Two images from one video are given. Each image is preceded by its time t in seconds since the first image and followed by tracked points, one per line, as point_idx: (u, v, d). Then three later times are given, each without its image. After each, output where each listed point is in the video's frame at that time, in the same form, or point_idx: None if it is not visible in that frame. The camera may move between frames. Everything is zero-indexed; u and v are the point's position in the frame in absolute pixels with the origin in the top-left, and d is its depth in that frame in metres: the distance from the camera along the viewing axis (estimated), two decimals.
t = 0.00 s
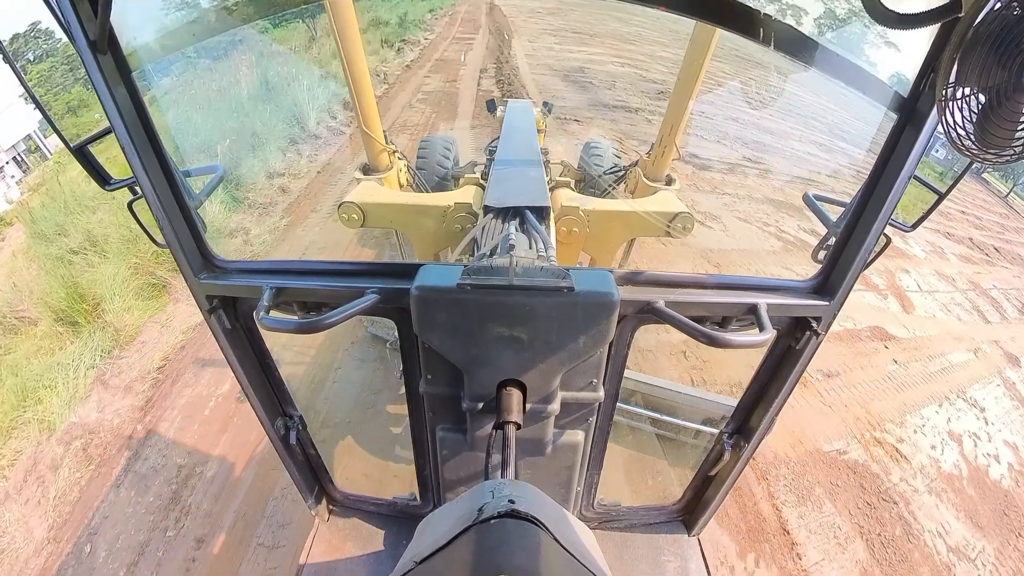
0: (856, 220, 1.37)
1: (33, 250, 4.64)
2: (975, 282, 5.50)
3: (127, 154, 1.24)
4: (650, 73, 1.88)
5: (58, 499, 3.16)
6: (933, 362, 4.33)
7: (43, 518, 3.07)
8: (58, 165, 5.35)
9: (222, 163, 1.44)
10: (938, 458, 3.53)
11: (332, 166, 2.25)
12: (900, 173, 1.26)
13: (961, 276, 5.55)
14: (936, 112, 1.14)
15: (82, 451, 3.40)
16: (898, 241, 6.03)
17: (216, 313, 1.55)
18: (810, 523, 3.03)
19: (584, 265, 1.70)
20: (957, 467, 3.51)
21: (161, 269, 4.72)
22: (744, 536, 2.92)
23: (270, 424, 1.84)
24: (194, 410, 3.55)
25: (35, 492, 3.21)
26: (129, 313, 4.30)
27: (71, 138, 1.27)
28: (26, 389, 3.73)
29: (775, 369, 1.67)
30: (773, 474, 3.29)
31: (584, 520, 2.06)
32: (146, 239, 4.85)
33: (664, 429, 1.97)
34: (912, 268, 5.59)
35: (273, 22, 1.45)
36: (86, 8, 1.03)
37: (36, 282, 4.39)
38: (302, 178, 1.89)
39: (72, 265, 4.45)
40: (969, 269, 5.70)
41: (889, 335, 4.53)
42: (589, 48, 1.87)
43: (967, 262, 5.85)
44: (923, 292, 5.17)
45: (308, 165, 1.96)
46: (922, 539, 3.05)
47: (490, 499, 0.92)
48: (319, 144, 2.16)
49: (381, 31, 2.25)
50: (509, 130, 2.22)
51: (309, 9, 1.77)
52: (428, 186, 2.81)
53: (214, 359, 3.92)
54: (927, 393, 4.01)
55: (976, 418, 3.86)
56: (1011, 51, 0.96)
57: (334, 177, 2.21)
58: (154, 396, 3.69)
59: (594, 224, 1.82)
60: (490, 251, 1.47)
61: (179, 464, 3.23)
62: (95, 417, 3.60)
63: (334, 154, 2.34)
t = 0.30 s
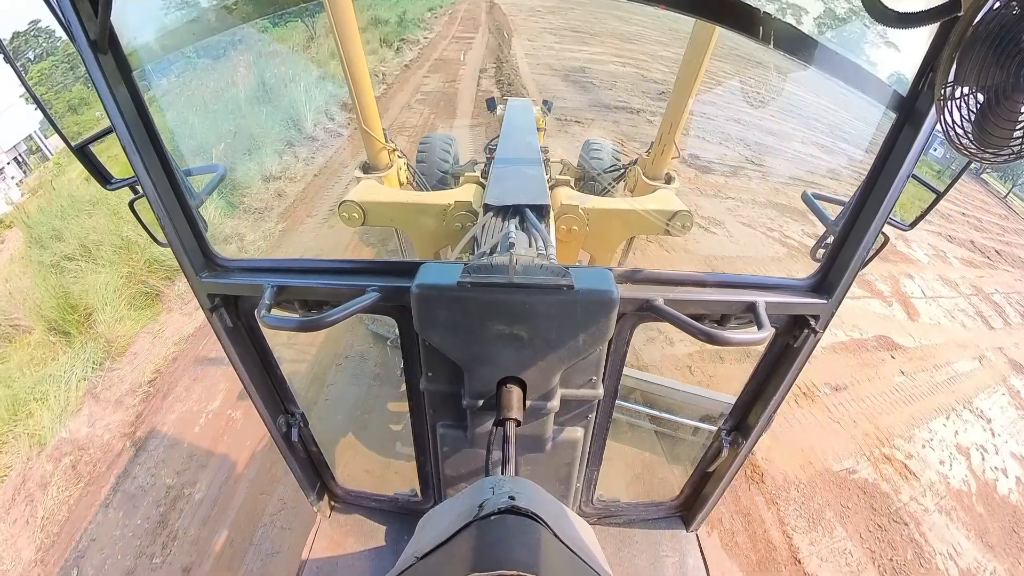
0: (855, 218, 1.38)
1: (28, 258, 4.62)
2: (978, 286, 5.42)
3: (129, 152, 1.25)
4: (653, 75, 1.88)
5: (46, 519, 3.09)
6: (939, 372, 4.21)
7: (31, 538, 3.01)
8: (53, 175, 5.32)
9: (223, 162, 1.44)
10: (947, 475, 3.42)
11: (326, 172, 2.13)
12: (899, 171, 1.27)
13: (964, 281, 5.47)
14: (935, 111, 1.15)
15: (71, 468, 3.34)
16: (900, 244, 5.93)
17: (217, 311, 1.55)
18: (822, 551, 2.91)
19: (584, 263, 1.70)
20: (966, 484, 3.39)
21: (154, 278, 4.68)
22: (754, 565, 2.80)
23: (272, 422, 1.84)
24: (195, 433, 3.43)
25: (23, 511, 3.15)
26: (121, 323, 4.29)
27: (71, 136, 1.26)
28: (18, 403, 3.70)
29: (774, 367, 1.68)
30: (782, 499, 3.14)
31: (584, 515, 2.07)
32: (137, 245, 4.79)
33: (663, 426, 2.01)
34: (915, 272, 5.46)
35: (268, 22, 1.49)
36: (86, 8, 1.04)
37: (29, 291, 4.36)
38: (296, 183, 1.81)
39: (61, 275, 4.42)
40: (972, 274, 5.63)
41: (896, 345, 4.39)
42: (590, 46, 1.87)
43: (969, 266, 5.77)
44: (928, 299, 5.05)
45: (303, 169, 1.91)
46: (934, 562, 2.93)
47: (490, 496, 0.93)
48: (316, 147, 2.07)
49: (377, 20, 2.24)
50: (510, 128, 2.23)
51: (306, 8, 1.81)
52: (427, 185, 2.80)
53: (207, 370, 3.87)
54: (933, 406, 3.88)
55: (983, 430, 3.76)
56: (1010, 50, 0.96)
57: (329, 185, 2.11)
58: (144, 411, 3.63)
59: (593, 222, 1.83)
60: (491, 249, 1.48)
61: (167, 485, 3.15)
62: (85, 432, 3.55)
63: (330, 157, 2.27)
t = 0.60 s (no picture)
0: (854, 217, 1.38)
1: (23, 265, 4.58)
2: (980, 291, 5.37)
3: (130, 151, 1.26)
4: (653, 74, 1.87)
5: (33, 541, 2.97)
6: (946, 383, 4.17)
7: (17, 562, 2.88)
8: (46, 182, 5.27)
9: (224, 162, 1.47)
10: (957, 492, 3.38)
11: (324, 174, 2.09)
12: (899, 170, 1.27)
13: (967, 285, 5.42)
14: (933, 110, 1.15)
15: (60, 488, 3.22)
16: (903, 248, 5.87)
17: (219, 310, 1.56)
18: None
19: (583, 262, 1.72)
20: (976, 501, 3.34)
21: (146, 287, 4.55)
22: None
23: (274, 420, 1.85)
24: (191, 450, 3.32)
25: (9, 534, 3.02)
26: (112, 335, 4.16)
27: (72, 135, 1.26)
28: (8, 416, 3.58)
29: (772, 365, 1.69)
30: (794, 525, 3.05)
31: (584, 511, 2.08)
32: (129, 255, 4.70)
33: (662, 424, 1.99)
34: (919, 278, 5.41)
35: (269, 21, 1.49)
36: (87, 8, 1.04)
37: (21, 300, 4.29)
38: (294, 187, 1.80)
39: (52, 287, 4.35)
40: (974, 278, 5.57)
41: (902, 355, 4.35)
42: (590, 45, 1.90)
43: (971, 269, 5.72)
44: (932, 305, 5.00)
45: (301, 172, 1.87)
46: None
47: (491, 493, 0.94)
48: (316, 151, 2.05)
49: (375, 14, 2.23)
50: (510, 126, 2.24)
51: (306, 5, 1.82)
52: (428, 184, 2.85)
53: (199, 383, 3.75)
54: (941, 417, 3.84)
55: (990, 442, 3.72)
56: (1010, 49, 0.96)
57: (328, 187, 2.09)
58: (134, 427, 3.51)
59: (593, 221, 1.84)
60: (491, 247, 1.49)
61: (157, 508, 3.04)
62: (75, 448, 3.43)
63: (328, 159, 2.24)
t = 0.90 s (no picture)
0: (852, 216, 1.38)
1: (17, 270, 4.52)
2: (984, 295, 5.31)
3: (131, 151, 1.26)
4: (654, 75, 1.93)
5: (19, 565, 2.94)
6: (954, 394, 4.11)
7: None
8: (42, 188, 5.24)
9: (224, 162, 1.47)
10: (967, 511, 3.32)
11: (316, 180, 2.04)
12: (897, 169, 1.27)
13: (971, 290, 5.35)
14: (933, 109, 1.15)
15: (48, 509, 3.19)
16: (906, 253, 5.80)
17: (221, 309, 1.57)
18: None
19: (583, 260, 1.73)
20: (986, 519, 3.29)
21: (139, 297, 4.43)
22: None
23: (276, 417, 1.86)
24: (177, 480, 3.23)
25: None
26: (104, 348, 4.06)
27: (74, 136, 1.25)
28: None
29: (771, 363, 1.70)
30: (807, 555, 2.96)
31: (584, 507, 2.09)
32: (121, 265, 4.57)
33: (661, 420, 1.99)
34: (923, 283, 5.34)
35: (270, 21, 1.51)
36: (88, 8, 1.05)
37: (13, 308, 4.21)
38: (286, 192, 1.77)
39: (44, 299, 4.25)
40: (977, 282, 5.51)
41: (909, 365, 4.29)
42: (590, 45, 1.95)
43: (974, 273, 5.66)
44: (937, 312, 4.93)
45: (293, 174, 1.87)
46: None
47: (492, 489, 0.95)
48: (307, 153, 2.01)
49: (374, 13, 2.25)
50: (509, 125, 2.24)
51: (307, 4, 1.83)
52: (429, 181, 2.78)
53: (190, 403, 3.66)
54: (950, 431, 3.78)
55: (997, 456, 3.67)
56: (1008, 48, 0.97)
57: (319, 196, 1.99)
58: (123, 445, 3.47)
59: (594, 219, 1.85)
60: (491, 246, 1.49)
61: (144, 534, 2.99)
62: (65, 466, 3.41)
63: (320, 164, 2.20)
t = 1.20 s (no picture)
0: (852, 215, 1.38)
1: (11, 278, 4.47)
2: (986, 300, 5.17)
3: (134, 151, 1.27)
4: (654, 75, 2.03)
5: None
6: (960, 405, 3.97)
7: None
8: (37, 195, 5.15)
9: (227, 161, 1.45)
10: (977, 530, 3.19)
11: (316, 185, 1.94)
12: (896, 167, 1.27)
13: (973, 295, 5.21)
14: (933, 107, 1.15)
15: (36, 530, 3.06)
16: (909, 257, 5.66)
17: (223, 309, 1.58)
18: None
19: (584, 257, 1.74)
20: (996, 539, 3.16)
21: (131, 308, 4.29)
22: None
23: (279, 415, 1.87)
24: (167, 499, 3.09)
25: None
26: (95, 360, 3.95)
27: (78, 139, 1.26)
28: None
29: (770, 362, 1.71)
30: None
31: (585, 503, 2.11)
32: (112, 275, 4.44)
33: (662, 418, 1.95)
34: (927, 289, 5.17)
35: (269, 19, 1.53)
36: (90, 10, 1.05)
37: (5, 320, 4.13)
38: (284, 196, 1.70)
39: (33, 310, 4.18)
40: (980, 287, 5.37)
41: (916, 377, 4.14)
42: (591, 44, 2.15)
43: (976, 277, 5.51)
44: (942, 319, 4.78)
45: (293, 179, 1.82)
46: None
47: (493, 485, 0.96)
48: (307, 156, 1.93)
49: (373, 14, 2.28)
50: (509, 125, 2.23)
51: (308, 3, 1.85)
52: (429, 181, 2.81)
53: (178, 421, 3.51)
54: (958, 445, 3.65)
55: (1005, 469, 3.56)
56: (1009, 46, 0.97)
57: (319, 202, 1.89)
58: (114, 464, 3.34)
59: (594, 217, 1.86)
60: (492, 244, 1.50)
61: (131, 559, 2.86)
62: (54, 484, 3.28)
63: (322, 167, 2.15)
